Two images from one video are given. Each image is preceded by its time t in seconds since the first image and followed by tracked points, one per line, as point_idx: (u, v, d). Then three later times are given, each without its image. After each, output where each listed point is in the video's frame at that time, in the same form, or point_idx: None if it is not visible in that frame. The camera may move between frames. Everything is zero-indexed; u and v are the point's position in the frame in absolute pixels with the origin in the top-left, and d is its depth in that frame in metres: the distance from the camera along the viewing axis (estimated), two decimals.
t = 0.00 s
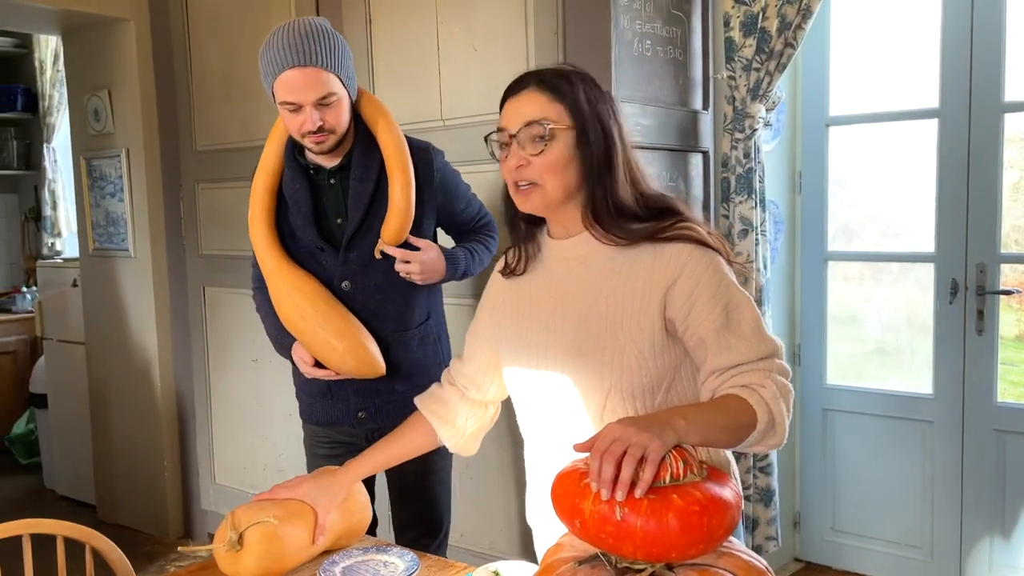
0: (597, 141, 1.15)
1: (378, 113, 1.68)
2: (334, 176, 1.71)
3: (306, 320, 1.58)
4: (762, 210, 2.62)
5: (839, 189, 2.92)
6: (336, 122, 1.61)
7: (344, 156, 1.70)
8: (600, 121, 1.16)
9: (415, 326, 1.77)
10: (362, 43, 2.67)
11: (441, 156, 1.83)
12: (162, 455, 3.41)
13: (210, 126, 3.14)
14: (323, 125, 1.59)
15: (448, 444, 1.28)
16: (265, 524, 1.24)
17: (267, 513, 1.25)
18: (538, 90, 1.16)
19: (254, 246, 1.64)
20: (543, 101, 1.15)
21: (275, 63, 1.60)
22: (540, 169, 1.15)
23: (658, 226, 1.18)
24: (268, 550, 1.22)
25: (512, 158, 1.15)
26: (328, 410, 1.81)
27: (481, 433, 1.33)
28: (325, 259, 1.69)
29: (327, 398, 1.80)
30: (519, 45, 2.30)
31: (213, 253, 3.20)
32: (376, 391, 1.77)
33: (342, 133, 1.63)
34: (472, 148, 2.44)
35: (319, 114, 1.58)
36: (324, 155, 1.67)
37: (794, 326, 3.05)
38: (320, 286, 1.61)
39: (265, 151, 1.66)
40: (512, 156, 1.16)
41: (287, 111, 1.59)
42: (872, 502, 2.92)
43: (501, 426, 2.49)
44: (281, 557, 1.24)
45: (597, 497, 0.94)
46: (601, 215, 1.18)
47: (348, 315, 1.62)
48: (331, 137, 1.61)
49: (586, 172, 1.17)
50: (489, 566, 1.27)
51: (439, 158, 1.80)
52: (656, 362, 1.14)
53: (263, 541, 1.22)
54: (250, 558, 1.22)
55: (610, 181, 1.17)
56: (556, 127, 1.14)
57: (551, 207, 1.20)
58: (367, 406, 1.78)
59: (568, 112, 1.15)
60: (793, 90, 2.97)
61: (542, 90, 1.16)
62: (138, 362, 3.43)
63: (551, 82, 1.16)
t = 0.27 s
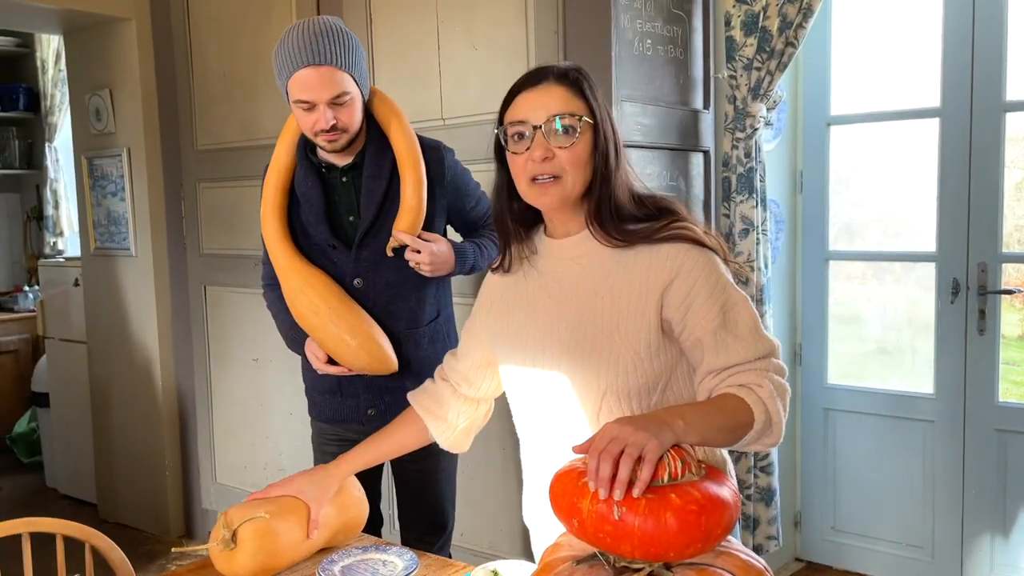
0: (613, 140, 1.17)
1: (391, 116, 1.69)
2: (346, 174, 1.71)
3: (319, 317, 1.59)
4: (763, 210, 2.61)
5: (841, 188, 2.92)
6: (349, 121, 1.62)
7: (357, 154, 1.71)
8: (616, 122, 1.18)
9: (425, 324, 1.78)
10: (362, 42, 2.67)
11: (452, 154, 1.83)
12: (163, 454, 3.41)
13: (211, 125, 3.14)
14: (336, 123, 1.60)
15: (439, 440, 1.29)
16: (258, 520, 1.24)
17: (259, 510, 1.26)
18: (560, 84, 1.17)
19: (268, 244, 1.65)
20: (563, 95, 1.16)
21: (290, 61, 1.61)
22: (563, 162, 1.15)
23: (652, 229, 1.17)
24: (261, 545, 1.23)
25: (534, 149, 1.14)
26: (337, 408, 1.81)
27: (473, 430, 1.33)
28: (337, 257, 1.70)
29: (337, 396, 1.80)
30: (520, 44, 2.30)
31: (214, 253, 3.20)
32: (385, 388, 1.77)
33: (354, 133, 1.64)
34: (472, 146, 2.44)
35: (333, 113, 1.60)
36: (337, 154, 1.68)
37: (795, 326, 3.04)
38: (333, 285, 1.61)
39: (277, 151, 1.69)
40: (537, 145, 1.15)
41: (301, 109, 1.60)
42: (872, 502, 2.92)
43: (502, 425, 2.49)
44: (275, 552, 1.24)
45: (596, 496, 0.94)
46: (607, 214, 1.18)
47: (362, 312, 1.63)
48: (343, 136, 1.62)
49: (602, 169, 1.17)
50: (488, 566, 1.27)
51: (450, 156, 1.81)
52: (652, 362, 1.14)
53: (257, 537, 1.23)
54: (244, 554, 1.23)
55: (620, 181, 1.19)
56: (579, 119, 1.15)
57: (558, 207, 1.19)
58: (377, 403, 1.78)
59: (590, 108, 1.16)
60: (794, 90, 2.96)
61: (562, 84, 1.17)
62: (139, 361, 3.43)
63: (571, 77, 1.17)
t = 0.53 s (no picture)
0: (608, 142, 1.17)
1: (394, 115, 1.68)
2: (349, 172, 1.71)
3: (320, 315, 1.59)
4: (762, 208, 2.61)
5: (840, 187, 2.92)
6: (354, 118, 1.62)
7: (360, 152, 1.71)
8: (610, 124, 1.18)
9: (426, 323, 1.77)
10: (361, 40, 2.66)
11: (455, 153, 1.82)
12: (162, 452, 3.41)
13: (210, 122, 3.14)
14: (342, 119, 1.60)
15: (435, 439, 1.30)
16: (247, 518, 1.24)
17: (248, 508, 1.26)
18: (553, 87, 1.16)
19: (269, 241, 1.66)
20: (556, 99, 1.15)
21: (295, 58, 1.61)
22: (558, 166, 1.14)
23: (646, 231, 1.16)
24: (250, 543, 1.23)
25: (530, 155, 1.14)
26: (337, 406, 1.81)
27: (469, 428, 1.34)
28: (338, 253, 1.70)
29: (337, 393, 1.80)
30: (518, 41, 2.30)
31: (212, 251, 3.20)
32: (386, 386, 1.77)
33: (359, 130, 1.63)
34: (471, 145, 2.44)
35: (339, 109, 1.60)
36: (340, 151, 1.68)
37: (794, 324, 3.04)
38: (335, 284, 1.62)
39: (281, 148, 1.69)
40: (532, 151, 1.14)
41: (306, 104, 1.60)
42: (871, 501, 2.92)
43: (500, 424, 2.49)
44: (263, 550, 1.24)
45: (592, 495, 0.94)
46: (603, 217, 1.17)
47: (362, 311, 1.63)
48: (349, 133, 1.62)
49: (597, 172, 1.17)
50: (485, 564, 1.27)
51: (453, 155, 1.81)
52: (648, 362, 1.14)
53: (246, 535, 1.22)
54: (233, 552, 1.23)
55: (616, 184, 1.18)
56: (572, 123, 1.15)
57: (555, 210, 1.19)
58: (377, 401, 1.78)
59: (584, 111, 1.16)
60: (793, 88, 2.96)
61: (556, 87, 1.16)
62: (138, 359, 3.43)
63: (565, 79, 1.17)
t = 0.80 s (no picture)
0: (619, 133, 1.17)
1: (406, 106, 1.72)
2: (357, 161, 1.72)
3: (329, 302, 1.60)
4: (762, 205, 2.61)
5: (839, 184, 2.91)
6: (376, 102, 1.66)
7: (370, 142, 1.72)
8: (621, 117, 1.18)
9: (432, 316, 1.79)
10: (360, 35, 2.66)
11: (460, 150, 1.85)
12: (161, 449, 3.41)
13: (209, 119, 3.13)
14: (366, 101, 1.63)
15: (435, 432, 1.30)
16: (252, 515, 1.24)
17: (254, 504, 1.26)
18: (565, 78, 1.16)
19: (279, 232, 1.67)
20: (567, 89, 1.16)
21: (317, 39, 1.64)
22: (572, 157, 1.14)
23: (658, 222, 1.16)
24: (255, 540, 1.22)
25: (542, 145, 1.14)
26: (339, 402, 1.80)
27: (470, 422, 1.34)
28: (348, 242, 1.71)
29: (340, 388, 1.80)
30: (518, 37, 2.29)
31: (212, 247, 3.19)
32: (391, 378, 1.77)
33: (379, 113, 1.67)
34: (470, 140, 2.43)
35: (363, 90, 1.63)
36: (353, 138, 1.70)
37: (793, 321, 3.04)
38: (343, 270, 1.63)
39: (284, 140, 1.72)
40: (544, 140, 1.14)
41: (331, 84, 1.62)
42: (870, 498, 2.92)
43: (499, 421, 2.48)
44: (266, 547, 1.24)
45: (591, 488, 0.94)
46: (609, 207, 1.17)
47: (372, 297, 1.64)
48: (371, 115, 1.65)
49: (609, 162, 1.17)
50: (484, 560, 1.27)
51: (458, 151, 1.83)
52: (651, 355, 1.14)
53: (250, 531, 1.22)
54: (237, 548, 1.22)
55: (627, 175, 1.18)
56: (584, 113, 1.15)
57: (563, 200, 1.18)
58: (382, 394, 1.78)
59: (596, 103, 1.16)
60: (792, 86, 2.96)
61: (568, 78, 1.17)
62: (136, 355, 3.43)
63: (577, 72, 1.17)
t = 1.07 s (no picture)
0: (608, 119, 1.15)
1: (414, 103, 1.73)
2: (367, 155, 1.76)
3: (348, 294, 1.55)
4: (762, 201, 2.61)
5: (839, 180, 2.91)
6: (389, 95, 1.67)
7: (381, 137, 1.76)
8: (614, 103, 1.16)
9: (439, 310, 1.86)
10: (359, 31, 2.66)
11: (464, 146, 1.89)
12: (160, 446, 3.41)
13: (208, 115, 3.13)
14: (380, 92, 1.64)
15: (435, 424, 1.30)
16: (253, 509, 1.24)
17: (255, 499, 1.26)
18: (555, 65, 1.16)
19: (294, 225, 1.63)
20: (558, 77, 1.15)
21: (332, 29, 1.64)
22: (550, 144, 1.14)
23: (661, 213, 1.16)
24: (256, 535, 1.22)
25: (523, 128, 1.15)
26: (346, 398, 1.82)
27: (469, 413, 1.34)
28: (360, 234, 1.75)
29: (349, 383, 1.81)
30: (518, 33, 2.29)
31: (211, 243, 3.19)
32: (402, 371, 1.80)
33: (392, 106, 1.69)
34: (470, 136, 2.43)
35: (377, 82, 1.64)
36: (364, 132, 1.72)
37: (793, 318, 3.04)
38: (360, 259, 1.57)
39: (290, 133, 1.71)
40: (523, 126, 1.15)
41: (346, 74, 1.63)
42: (869, 494, 2.92)
43: (500, 417, 2.48)
44: (267, 542, 1.24)
45: (592, 482, 0.94)
46: (604, 197, 1.17)
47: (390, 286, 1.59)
48: (383, 107, 1.66)
49: (594, 147, 1.15)
50: (484, 554, 1.28)
51: (463, 148, 1.86)
52: (651, 347, 1.13)
53: (251, 526, 1.22)
54: (238, 542, 1.22)
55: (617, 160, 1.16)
56: (568, 99, 1.14)
57: (552, 186, 1.18)
58: (394, 387, 1.81)
59: (582, 90, 1.15)
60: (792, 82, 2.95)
61: (558, 66, 1.16)
62: (136, 351, 3.43)
63: (569, 59, 1.16)
